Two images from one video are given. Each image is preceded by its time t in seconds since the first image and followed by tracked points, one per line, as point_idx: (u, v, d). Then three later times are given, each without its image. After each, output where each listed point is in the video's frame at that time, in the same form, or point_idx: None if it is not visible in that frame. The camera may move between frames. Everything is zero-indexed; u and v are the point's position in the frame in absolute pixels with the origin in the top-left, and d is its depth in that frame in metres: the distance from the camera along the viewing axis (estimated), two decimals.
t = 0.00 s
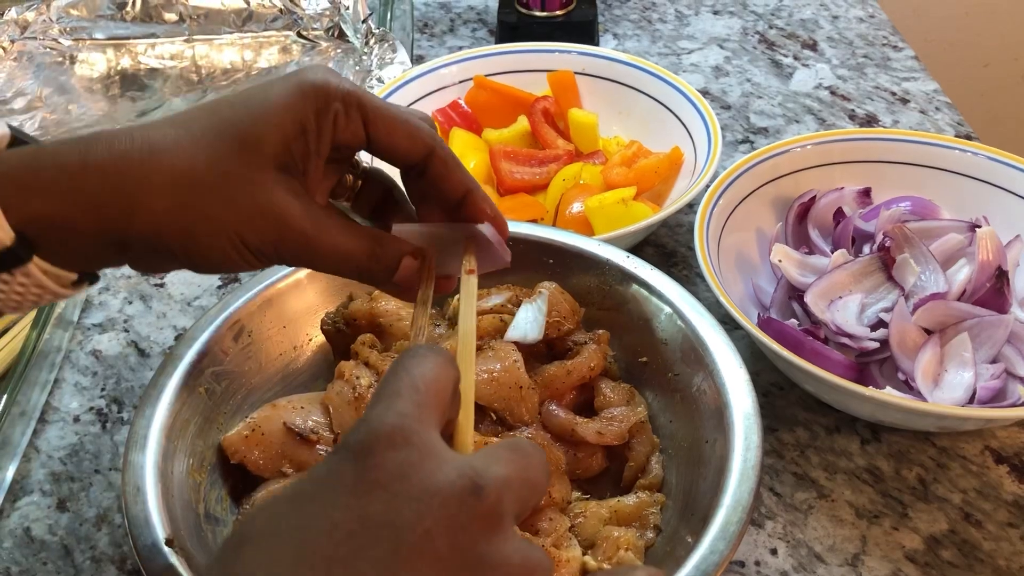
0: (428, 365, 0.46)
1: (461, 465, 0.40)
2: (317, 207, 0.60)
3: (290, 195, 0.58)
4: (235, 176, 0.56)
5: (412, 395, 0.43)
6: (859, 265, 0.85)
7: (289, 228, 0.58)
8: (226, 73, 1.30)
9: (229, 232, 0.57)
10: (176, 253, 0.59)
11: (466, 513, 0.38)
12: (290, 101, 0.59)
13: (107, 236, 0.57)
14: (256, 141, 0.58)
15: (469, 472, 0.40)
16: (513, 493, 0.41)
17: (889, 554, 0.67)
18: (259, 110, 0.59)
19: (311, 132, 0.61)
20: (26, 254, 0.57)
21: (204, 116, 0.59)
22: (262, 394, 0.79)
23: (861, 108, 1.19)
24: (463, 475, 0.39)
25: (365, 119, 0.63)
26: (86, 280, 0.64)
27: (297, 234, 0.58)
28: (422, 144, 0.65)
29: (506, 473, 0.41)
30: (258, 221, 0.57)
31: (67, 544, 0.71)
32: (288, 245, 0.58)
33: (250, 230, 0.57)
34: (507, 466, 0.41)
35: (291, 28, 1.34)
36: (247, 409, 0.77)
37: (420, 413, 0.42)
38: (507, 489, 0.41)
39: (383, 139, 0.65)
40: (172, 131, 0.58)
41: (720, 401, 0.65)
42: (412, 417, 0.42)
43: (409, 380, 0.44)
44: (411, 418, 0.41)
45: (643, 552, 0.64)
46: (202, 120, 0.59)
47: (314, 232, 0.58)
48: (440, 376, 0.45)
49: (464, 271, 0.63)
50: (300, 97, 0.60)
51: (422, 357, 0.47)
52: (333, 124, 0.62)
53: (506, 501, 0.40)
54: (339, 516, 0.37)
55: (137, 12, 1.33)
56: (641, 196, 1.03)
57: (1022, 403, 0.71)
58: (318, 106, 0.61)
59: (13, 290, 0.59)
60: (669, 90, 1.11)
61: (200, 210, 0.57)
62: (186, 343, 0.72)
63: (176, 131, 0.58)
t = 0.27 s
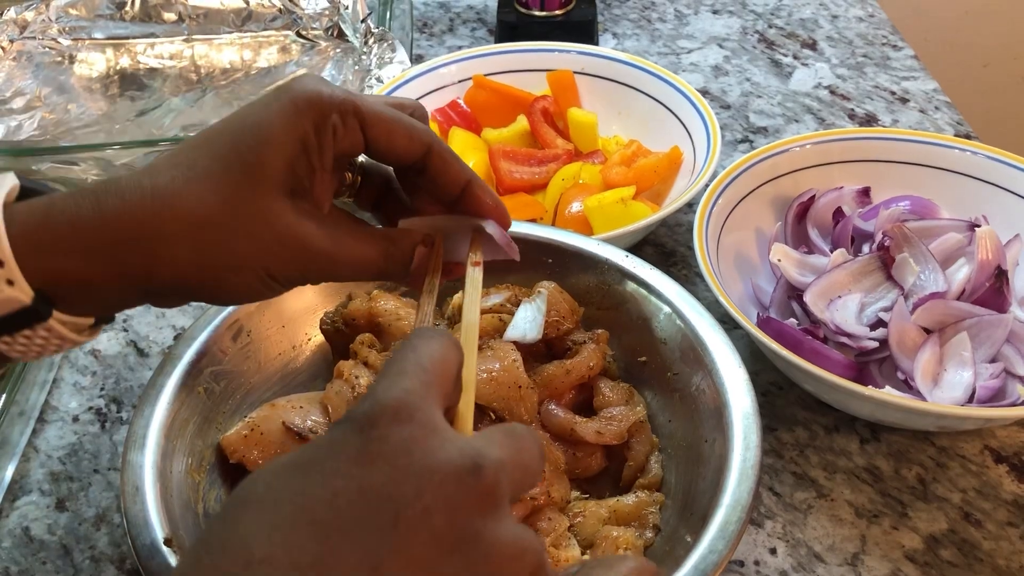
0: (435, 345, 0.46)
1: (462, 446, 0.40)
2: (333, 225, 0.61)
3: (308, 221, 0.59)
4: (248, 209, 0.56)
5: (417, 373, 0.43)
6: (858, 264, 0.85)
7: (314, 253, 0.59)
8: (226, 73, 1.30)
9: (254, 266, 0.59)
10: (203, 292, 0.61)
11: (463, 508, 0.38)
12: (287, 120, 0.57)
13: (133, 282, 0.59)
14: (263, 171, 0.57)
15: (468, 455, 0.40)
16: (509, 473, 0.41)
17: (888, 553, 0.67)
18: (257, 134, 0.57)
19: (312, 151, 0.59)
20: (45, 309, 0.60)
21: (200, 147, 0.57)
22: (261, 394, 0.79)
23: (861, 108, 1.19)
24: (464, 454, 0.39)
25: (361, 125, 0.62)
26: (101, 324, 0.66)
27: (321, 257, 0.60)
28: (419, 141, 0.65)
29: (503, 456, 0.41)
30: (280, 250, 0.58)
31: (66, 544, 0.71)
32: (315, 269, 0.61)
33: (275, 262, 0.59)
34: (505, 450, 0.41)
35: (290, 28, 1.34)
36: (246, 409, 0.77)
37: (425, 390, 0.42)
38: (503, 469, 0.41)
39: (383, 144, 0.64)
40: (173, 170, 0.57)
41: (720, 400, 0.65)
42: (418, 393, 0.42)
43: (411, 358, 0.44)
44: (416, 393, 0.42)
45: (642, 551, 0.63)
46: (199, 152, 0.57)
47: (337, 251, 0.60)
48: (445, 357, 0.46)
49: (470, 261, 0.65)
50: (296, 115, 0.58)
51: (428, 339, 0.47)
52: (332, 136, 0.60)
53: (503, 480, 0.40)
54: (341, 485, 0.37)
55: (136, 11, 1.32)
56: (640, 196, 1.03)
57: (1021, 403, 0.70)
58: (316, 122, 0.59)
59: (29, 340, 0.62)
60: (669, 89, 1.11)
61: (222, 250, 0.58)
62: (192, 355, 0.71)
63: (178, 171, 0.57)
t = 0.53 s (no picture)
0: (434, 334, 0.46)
1: (460, 431, 0.40)
2: (337, 235, 0.62)
3: (314, 234, 0.60)
4: (255, 226, 0.57)
5: (418, 359, 0.43)
6: (859, 263, 0.85)
7: (322, 264, 0.60)
8: (225, 71, 1.29)
9: (265, 282, 0.59)
10: (215, 310, 0.61)
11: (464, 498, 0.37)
12: (285, 135, 0.58)
13: (147, 305, 0.59)
14: (266, 188, 0.57)
15: (463, 438, 0.39)
16: (505, 457, 0.41)
17: (889, 553, 0.66)
18: (256, 150, 0.57)
19: (311, 164, 0.60)
20: (56, 334, 0.59)
21: (201, 166, 0.57)
22: (260, 393, 0.79)
23: (861, 106, 1.19)
24: (461, 437, 0.39)
25: (358, 136, 0.62)
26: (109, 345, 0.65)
27: (329, 268, 0.61)
28: (414, 149, 0.64)
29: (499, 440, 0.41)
30: (289, 264, 0.59)
31: (65, 543, 0.71)
32: (324, 280, 0.61)
33: (285, 276, 0.59)
34: (500, 434, 0.41)
35: (290, 26, 1.34)
36: (245, 408, 0.77)
37: (423, 374, 0.42)
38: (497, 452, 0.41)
39: (381, 154, 0.64)
40: (176, 190, 0.56)
41: (720, 399, 0.64)
42: (417, 376, 0.42)
43: (410, 346, 0.44)
44: (415, 377, 0.42)
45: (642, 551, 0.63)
46: (201, 171, 0.57)
47: (343, 260, 0.61)
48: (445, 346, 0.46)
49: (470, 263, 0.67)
50: (293, 128, 0.58)
51: (426, 328, 0.47)
52: (330, 148, 0.61)
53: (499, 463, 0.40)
54: (343, 465, 0.37)
55: (135, 10, 1.32)
56: (641, 194, 1.02)
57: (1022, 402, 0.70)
58: (313, 135, 0.59)
59: (40, 364, 0.62)
60: (669, 88, 1.10)
61: (234, 269, 0.58)
62: (195, 365, 0.71)
63: (182, 193, 0.56)
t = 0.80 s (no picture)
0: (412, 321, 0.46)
1: (426, 409, 0.39)
2: (338, 226, 0.62)
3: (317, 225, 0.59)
4: (259, 217, 0.56)
5: (391, 342, 0.43)
6: (859, 262, 0.85)
7: (324, 255, 0.60)
8: (224, 70, 1.29)
9: (269, 272, 0.59)
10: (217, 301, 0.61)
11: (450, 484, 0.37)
12: (289, 126, 0.57)
13: (148, 295, 0.59)
14: (270, 179, 0.56)
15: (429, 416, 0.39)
16: (476, 432, 0.40)
17: (889, 553, 0.66)
18: (260, 142, 0.56)
19: (314, 156, 0.59)
20: (62, 326, 0.59)
21: (204, 157, 0.57)
22: (259, 393, 0.79)
23: (861, 106, 1.19)
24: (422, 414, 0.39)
25: (360, 128, 0.61)
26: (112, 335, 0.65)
27: (331, 258, 0.60)
28: (416, 143, 0.64)
29: (465, 415, 0.40)
30: (292, 255, 0.59)
31: (63, 543, 0.71)
32: (326, 270, 0.61)
33: (288, 268, 0.59)
34: (472, 410, 0.41)
35: (289, 25, 1.33)
36: (244, 408, 0.77)
37: (393, 356, 0.42)
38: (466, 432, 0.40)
39: (383, 147, 0.63)
40: (182, 180, 0.56)
41: (720, 399, 0.64)
42: (386, 360, 0.42)
43: (391, 332, 0.44)
44: (384, 360, 0.41)
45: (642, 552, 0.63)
46: (205, 162, 0.57)
47: (345, 251, 0.61)
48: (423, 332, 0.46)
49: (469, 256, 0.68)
50: (297, 120, 0.58)
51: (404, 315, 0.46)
52: (333, 141, 0.60)
53: (464, 437, 0.39)
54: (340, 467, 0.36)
55: (134, 9, 1.32)
56: (641, 194, 1.02)
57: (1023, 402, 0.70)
58: (316, 128, 0.59)
59: (45, 355, 0.62)
60: (669, 87, 1.10)
61: (237, 258, 0.57)
62: (195, 358, 0.71)
63: (187, 182, 0.56)
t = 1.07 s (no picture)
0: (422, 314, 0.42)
1: (453, 414, 0.37)
2: (332, 228, 0.62)
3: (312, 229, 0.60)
4: (257, 227, 0.57)
5: (412, 339, 0.40)
6: (859, 262, 0.84)
7: (321, 257, 0.61)
8: (223, 69, 1.29)
9: (268, 278, 0.60)
10: (218, 307, 0.62)
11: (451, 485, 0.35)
12: (280, 133, 0.56)
13: (150, 305, 0.59)
14: (268, 190, 0.56)
15: (453, 423, 0.36)
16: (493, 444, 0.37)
17: (890, 554, 0.66)
18: (254, 151, 0.55)
19: (306, 161, 0.59)
20: (65, 340, 0.59)
21: (194, 166, 0.56)
22: (258, 394, 0.78)
23: (862, 105, 1.19)
24: (450, 422, 0.36)
25: (350, 128, 0.61)
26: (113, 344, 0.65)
27: (328, 260, 0.62)
28: (405, 137, 0.64)
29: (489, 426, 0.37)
30: (290, 261, 0.59)
31: (61, 545, 0.70)
32: (323, 271, 0.63)
33: (289, 272, 0.60)
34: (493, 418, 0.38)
35: (288, 24, 1.33)
36: (243, 408, 0.77)
37: (418, 355, 0.39)
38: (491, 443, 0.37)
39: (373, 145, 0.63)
40: (176, 193, 0.55)
41: (720, 400, 0.64)
42: (413, 359, 0.39)
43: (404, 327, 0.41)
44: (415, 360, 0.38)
45: (643, 553, 0.63)
46: (198, 171, 0.56)
47: (340, 251, 0.63)
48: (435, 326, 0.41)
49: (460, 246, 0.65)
50: (288, 126, 0.57)
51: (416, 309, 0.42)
52: (324, 144, 0.60)
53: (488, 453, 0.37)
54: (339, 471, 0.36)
55: (133, 8, 1.32)
56: (641, 193, 1.02)
57: None
58: (308, 133, 0.58)
59: (49, 367, 0.62)
60: (669, 86, 1.10)
61: (238, 269, 0.58)
62: (194, 360, 0.71)
63: (182, 194, 0.55)
